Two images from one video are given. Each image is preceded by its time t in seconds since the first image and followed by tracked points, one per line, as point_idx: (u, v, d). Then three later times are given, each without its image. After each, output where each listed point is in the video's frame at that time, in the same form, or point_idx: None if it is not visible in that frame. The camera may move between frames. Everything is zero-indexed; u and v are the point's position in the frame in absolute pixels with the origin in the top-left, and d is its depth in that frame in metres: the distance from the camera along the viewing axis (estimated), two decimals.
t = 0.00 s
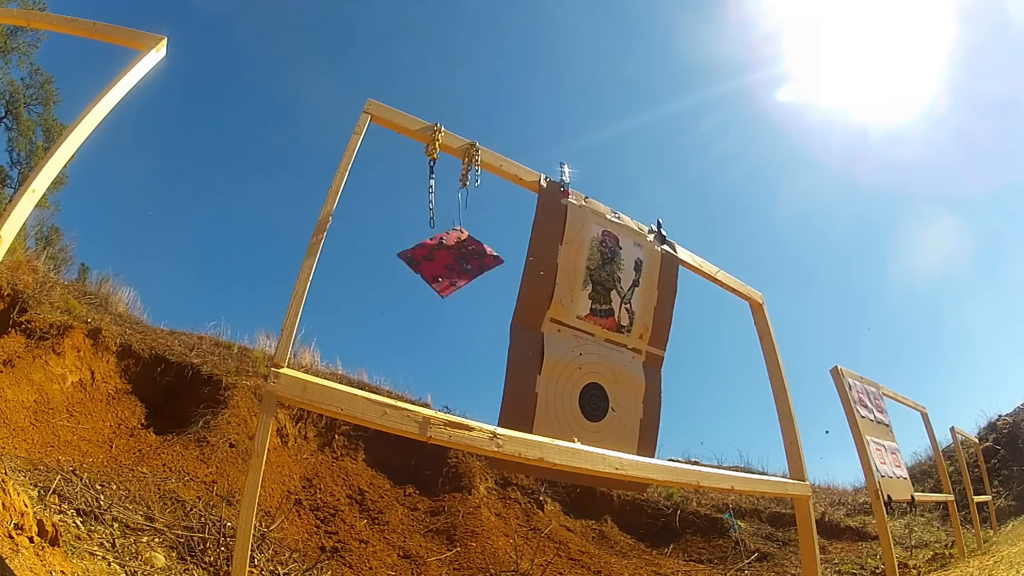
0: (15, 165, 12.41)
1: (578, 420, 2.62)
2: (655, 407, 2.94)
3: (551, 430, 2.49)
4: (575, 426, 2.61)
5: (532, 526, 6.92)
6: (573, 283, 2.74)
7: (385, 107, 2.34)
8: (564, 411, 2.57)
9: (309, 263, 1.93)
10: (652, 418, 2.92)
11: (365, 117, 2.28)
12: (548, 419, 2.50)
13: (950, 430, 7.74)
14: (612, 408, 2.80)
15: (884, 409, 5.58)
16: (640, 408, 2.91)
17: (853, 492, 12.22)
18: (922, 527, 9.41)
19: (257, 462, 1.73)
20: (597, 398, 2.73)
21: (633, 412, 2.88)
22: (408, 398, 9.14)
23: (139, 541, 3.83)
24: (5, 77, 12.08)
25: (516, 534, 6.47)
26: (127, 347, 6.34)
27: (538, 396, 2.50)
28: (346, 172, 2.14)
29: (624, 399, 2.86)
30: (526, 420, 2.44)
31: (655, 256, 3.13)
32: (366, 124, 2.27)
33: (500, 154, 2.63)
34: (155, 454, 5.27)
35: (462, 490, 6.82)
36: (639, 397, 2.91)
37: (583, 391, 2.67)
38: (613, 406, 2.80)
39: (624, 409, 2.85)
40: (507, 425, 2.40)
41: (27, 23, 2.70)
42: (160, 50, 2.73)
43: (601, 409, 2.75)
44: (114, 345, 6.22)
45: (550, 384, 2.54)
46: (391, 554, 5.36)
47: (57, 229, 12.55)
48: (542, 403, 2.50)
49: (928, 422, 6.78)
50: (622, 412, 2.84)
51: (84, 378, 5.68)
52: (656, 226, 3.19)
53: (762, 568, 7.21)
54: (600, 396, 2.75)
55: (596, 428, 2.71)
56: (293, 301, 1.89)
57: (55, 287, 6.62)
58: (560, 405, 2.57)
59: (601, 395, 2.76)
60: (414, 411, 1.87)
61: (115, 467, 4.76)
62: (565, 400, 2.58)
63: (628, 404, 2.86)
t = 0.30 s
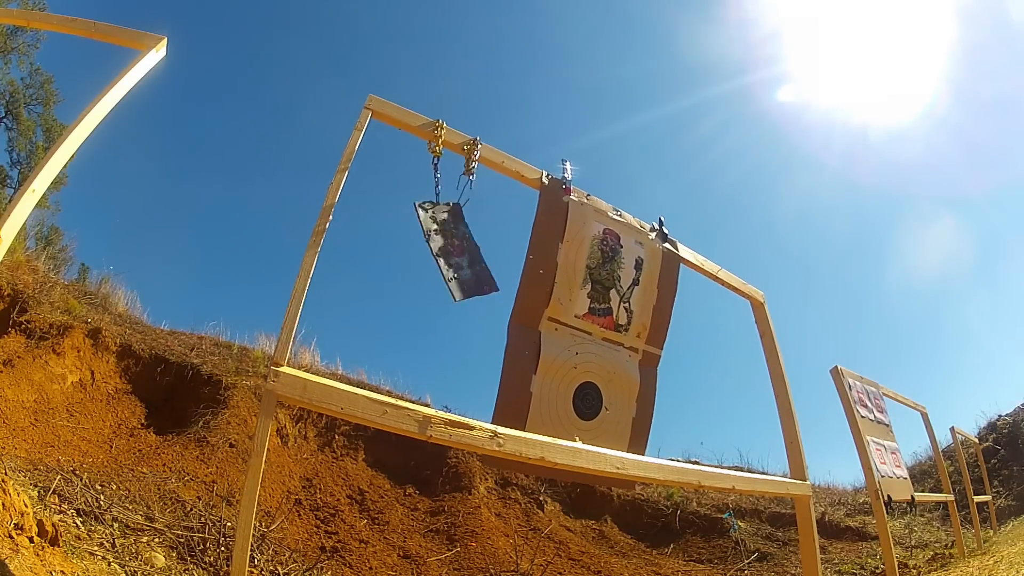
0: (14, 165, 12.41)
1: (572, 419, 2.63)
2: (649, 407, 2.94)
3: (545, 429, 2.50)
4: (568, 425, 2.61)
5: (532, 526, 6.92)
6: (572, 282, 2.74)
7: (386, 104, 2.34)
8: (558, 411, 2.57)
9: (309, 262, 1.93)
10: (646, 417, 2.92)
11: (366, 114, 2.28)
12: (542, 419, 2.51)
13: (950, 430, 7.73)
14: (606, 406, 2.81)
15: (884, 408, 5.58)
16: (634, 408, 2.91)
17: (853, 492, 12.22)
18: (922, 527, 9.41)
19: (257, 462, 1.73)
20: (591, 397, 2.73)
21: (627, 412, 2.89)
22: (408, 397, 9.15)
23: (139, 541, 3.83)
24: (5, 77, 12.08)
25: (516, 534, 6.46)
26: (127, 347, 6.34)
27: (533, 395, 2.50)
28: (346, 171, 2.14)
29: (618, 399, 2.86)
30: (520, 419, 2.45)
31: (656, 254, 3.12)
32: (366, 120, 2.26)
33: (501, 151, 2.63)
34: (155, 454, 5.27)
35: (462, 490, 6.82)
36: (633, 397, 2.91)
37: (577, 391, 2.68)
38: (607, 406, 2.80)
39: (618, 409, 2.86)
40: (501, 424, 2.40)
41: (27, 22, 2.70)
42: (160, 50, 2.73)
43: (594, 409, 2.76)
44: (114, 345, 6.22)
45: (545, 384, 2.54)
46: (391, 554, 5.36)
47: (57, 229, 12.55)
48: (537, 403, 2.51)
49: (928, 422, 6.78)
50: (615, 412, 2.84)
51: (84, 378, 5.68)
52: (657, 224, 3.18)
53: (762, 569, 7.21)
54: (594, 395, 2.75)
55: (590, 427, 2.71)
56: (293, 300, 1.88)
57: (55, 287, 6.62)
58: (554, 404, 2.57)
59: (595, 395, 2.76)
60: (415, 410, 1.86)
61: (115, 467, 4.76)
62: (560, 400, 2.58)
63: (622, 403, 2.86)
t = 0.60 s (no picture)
0: (15, 165, 12.41)
1: (575, 420, 2.63)
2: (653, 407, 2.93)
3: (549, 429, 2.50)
4: (572, 425, 2.60)
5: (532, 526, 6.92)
6: (573, 283, 2.74)
7: (386, 105, 2.34)
8: (562, 411, 2.57)
9: (309, 262, 1.94)
10: (649, 416, 2.92)
11: (366, 115, 2.28)
12: (546, 419, 2.50)
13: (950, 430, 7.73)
14: (610, 407, 2.80)
15: (884, 408, 5.58)
16: (637, 407, 2.91)
17: (854, 492, 12.21)
18: (923, 527, 9.41)
19: (257, 461, 1.73)
20: (594, 397, 2.73)
21: (630, 411, 2.88)
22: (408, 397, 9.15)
23: (139, 541, 3.83)
24: (5, 77, 12.08)
25: (516, 534, 6.47)
26: (127, 347, 6.34)
27: (537, 395, 2.50)
28: (346, 171, 2.14)
29: (621, 398, 2.85)
30: (524, 419, 2.44)
31: (657, 254, 3.12)
32: (367, 121, 2.26)
33: (501, 152, 2.63)
34: (155, 454, 5.27)
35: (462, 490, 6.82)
36: (636, 396, 2.91)
37: (580, 391, 2.67)
38: (610, 406, 2.80)
39: (621, 408, 2.86)
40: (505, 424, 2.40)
41: (27, 23, 2.70)
42: (160, 50, 2.73)
43: (597, 409, 2.76)
44: (114, 345, 6.22)
45: (549, 384, 2.54)
46: (391, 554, 5.36)
47: (57, 229, 12.54)
48: (540, 403, 2.50)
49: (928, 422, 6.77)
50: (618, 412, 2.84)
51: (84, 378, 5.68)
52: (657, 224, 3.19)
53: (762, 568, 7.21)
54: (597, 395, 2.75)
55: (593, 427, 2.71)
56: (293, 300, 1.89)
57: (55, 287, 6.62)
58: (558, 404, 2.57)
59: (598, 394, 2.76)
60: (415, 410, 1.86)
61: (115, 467, 4.76)
62: (563, 399, 2.58)
63: (625, 403, 2.86)
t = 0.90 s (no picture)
0: (15, 165, 12.41)
1: (568, 420, 2.62)
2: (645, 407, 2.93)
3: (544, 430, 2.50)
4: (564, 425, 2.60)
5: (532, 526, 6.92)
6: (570, 283, 2.74)
7: (387, 103, 2.34)
8: (555, 412, 2.57)
9: (309, 263, 1.94)
10: (642, 417, 2.92)
11: (367, 113, 2.28)
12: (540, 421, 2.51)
13: (950, 430, 7.73)
14: (602, 408, 2.80)
15: (884, 409, 5.58)
16: (629, 407, 2.91)
17: (854, 492, 12.21)
18: (923, 527, 9.41)
19: (257, 461, 1.73)
20: (587, 397, 2.73)
21: (623, 412, 2.88)
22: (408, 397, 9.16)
23: (139, 541, 3.83)
24: (5, 77, 12.08)
25: (516, 534, 6.47)
26: (127, 347, 6.34)
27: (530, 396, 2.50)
28: (346, 171, 2.14)
29: (614, 398, 2.85)
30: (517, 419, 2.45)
31: (656, 254, 3.12)
32: (367, 120, 2.26)
33: (501, 151, 2.63)
34: (155, 453, 5.28)
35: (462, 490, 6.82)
36: (628, 396, 2.91)
37: (573, 392, 2.67)
38: (603, 405, 2.79)
39: (614, 408, 2.85)
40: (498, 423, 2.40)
41: (27, 23, 2.70)
42: (160, 50, 2.73)
43: (589, 408, 2.75)
44: (114, 345, 6.23)
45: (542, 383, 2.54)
46: (391, 554, 5.36)
47: (57, 229, 12.55)
48: (533, 402, 2.50)
49: (928, 423, 6.77)
50: (611, 411, 2.83)
51: (84, 378, 5.69)
52: (657, 224, 3.18)
53: (762, 569, 7.21)
54: (590, 395, 2.75)
55: (586, 428, 2.71)
56: (293, 300, 1.89)
57: (55, 287, 6.62)
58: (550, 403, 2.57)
59: (591, 395, 2.75)
60: (415, 410, 1.86)
61: (115, 467, 4.76)
62: (556, 401, 2.57)
63: (618, 403, 2.86)
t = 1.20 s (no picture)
0: (14, 165, 12.41)
1: (538, 412, 2.67)
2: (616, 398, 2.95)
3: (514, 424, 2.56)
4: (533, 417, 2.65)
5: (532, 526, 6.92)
6: (556, 285, 2.75)
7: (386, 107, 2.34)
8: (525, 406, 2.62)
9: (309, 263, 1.93)
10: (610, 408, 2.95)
11: (366, 117, 2.28)
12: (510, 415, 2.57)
13: (950, 430, 7.73)
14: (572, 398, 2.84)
15: (884, 409, 5.58)
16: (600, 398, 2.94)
17: (854, 492, 12.21)
18: (923, 527, 9.41)
19: (257, 462, 1.73)
20: (558, 389, 2.76)
21: (592, 402, 2.92)
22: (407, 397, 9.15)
23: (139, 541, 3.83)
24: (5, 77, 12.09)
25: (516, 534, 6.47)
26: (127, 347, 6.34)
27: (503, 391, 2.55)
28: (346, 172, 2.14)
29: (586, 390, 2.88)
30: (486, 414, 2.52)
31: (653, 256, 3.10)
32: (367, 123, 2.27)
33: (500, 154, 2.63)
34: (155, 453, 5.28)
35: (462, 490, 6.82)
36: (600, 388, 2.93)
37: (546, 385, 2.69)
38: (574, 394, 2.83)
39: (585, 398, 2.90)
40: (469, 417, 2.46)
41: (27, 23, 2.70)
42: (159, 50, 2.73)
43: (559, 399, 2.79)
44: (114, 345, 6.23)
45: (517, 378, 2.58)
46: (391, 554, 5.36)
47: (57, 229, 12.55)
48: (504, 397, 2.55)
49: (928, 422, 6.76)
50: (582, 399, 2.88)
51: (84, 378, 5.68)
52: (657, 225, 3.17)
53: (762, 569, 7.21)
54: (563, 386, 2.78)
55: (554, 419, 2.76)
56: (293, 301, 1.88)
57: (55, 287, 6.62)
58: (519, 394, 2.61)
59: (563, 387, 2.79)
60: (415, 411, 1.86)
61: (115, 467, 4.76)
62: (528, 395, 2.62)
63: (589, 393, 2.89)
